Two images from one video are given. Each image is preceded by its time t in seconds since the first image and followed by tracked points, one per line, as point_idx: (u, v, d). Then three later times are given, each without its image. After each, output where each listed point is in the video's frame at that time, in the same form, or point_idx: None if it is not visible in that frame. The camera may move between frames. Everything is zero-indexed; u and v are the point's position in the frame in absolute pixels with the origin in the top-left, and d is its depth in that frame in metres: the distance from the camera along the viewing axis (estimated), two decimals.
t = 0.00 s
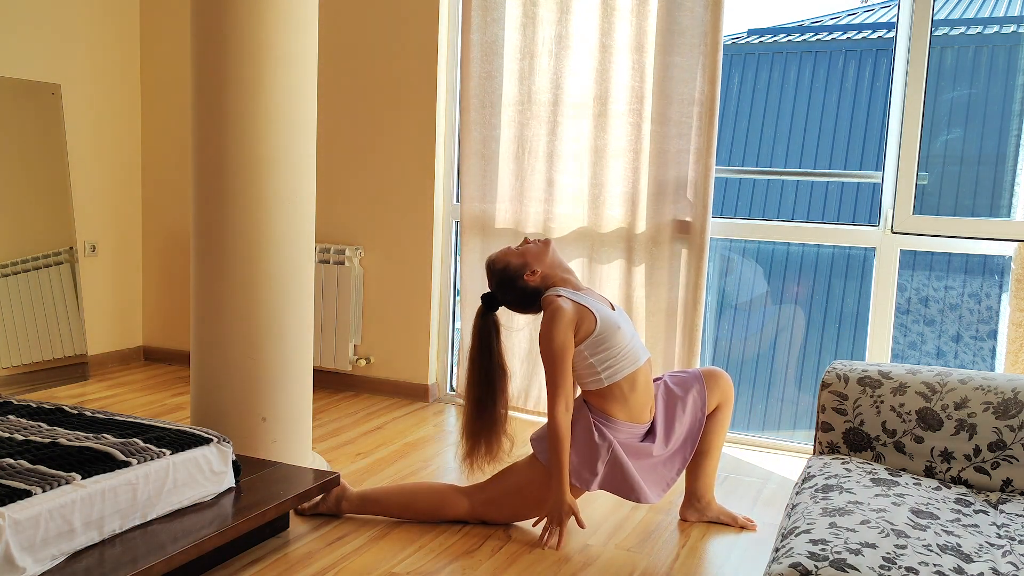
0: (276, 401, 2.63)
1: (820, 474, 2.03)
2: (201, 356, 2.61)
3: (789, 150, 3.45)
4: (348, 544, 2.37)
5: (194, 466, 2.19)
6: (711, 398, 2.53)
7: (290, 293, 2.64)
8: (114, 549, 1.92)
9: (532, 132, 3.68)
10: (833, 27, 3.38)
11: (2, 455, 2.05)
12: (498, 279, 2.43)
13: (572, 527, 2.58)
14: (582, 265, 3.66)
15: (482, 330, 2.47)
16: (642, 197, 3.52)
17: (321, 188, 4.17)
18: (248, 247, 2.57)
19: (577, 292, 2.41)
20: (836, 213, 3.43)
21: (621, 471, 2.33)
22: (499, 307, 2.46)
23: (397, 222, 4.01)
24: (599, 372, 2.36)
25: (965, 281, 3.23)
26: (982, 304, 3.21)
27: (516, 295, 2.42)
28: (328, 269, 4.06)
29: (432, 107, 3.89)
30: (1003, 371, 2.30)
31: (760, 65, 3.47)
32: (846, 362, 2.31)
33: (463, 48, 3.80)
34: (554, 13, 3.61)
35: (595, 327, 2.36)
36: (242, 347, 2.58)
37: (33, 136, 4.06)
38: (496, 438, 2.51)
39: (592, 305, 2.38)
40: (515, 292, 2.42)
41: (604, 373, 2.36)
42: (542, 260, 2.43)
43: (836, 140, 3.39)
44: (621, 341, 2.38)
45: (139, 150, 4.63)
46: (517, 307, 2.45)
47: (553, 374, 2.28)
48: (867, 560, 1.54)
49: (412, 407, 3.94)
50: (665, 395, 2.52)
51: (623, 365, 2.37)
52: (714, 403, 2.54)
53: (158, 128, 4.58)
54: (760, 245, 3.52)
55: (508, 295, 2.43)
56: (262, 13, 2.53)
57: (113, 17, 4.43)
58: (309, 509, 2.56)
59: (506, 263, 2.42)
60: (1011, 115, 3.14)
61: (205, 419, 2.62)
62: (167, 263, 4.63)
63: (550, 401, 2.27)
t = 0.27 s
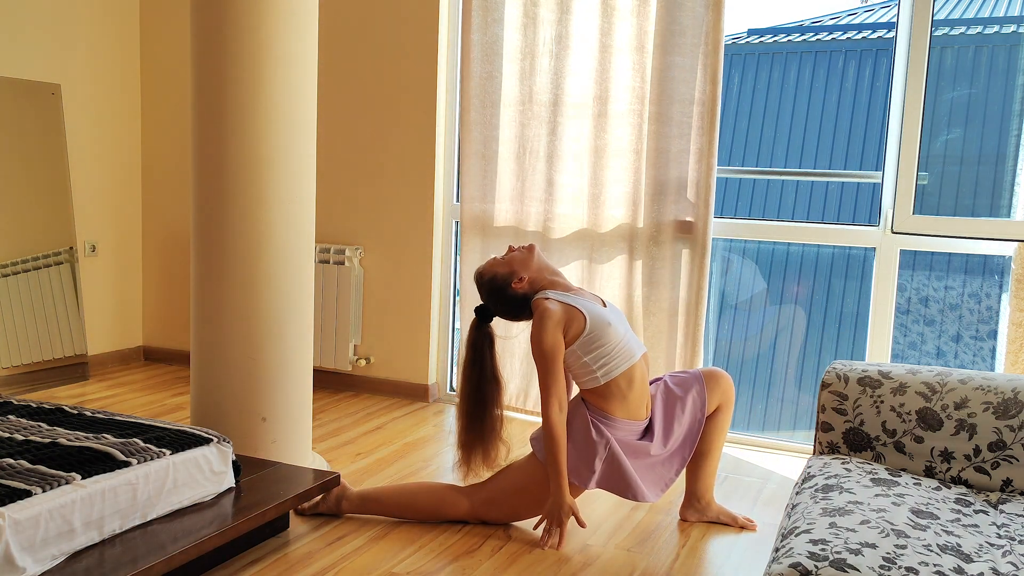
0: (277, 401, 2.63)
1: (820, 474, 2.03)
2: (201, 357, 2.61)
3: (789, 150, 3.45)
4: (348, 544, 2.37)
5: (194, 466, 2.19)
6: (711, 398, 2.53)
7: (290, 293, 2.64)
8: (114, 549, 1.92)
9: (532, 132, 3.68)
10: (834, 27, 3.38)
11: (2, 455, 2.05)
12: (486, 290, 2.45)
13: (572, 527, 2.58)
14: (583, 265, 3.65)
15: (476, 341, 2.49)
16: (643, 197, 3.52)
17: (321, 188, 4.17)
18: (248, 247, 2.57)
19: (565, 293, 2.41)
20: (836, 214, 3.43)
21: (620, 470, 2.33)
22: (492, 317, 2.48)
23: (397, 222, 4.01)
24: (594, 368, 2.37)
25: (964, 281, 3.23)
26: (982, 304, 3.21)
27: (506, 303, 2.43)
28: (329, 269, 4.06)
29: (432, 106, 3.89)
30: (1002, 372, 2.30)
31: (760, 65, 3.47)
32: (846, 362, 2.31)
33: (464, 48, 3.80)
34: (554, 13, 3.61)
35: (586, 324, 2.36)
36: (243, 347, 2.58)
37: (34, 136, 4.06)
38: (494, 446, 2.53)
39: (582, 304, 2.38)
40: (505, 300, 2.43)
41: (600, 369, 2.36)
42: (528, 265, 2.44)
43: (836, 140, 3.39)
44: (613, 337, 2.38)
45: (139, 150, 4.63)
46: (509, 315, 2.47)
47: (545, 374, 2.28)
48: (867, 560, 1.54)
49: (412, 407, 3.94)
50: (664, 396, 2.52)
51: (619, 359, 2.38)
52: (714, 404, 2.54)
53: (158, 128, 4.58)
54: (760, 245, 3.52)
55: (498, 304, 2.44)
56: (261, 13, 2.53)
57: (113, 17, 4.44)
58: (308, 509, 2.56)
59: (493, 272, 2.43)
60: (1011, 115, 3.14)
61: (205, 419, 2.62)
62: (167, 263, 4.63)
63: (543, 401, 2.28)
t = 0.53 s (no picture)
0: (277, 401, 2.63)
1: (820, 474, 2.03)
2: (201, 357, 2.61)
3: (789, 149, 3.45)
4: (348, 544, 2.37)
5: (194, 466, 2.19)
6: (710, 397, 2.53)
7: (290, 293, 2.64)
8: (115, 549, 1.92)
9: (533, 132, 3.68)
10: (834, 27, 3.38)
11: (2, 455, 2.05)
12: (494, 281, 2.45)
13: (573, 527, 2.58)
14: (583, 265, 3.65)
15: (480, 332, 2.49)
16: (643, 197, 3.52)
17: (321, 188, 4.17)
18: (248, 247, 2.57)
19: (574, 290, 2.41)
20: (836, 213, 3.43)
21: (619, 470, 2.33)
22: (498, 308, 2.48)
23: (397, 222, 4.01)
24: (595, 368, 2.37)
25: (965, 281, 3.23)
26: (982, 304, 3.21)
27: (512, 297, 2.43)
28: (329, 269, 4.06)
29: (432, 106, 3.89)
30: (1002, 372, 2.30)
31: (760, 65, 3.47)
32: (845, 362, 2.31)
33: (464, 48, 3.79)
34: (554, 13, 3.61)
35: (591, 325, 2.36)
36: (243, 347, 2.58)
37: (34, 136, 4.06)
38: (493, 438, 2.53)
39: (590, 304, 2.38)
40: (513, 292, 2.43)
41: (602, 369, 2.36)
42: (538, 259, 2.43)
43: (836, 140, 3.39)
44: (617, 339, 2.38)
45: (139, 150, 4.63)
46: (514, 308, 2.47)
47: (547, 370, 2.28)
48: (867, 560, 1.54)
49: (412, 407, 3.94)
50: (663, 396, 2.52)
51: (621, 361, 2.38)
52: (714, 403, 2.54)
53: (158, 127, 4.58)
54: (760, 245, 3.52)
55: (504, 297, 2.44)
56: (261, 13, 2.53)
57: (113, 17, 4.44)
58: (308, 509, 2.56)
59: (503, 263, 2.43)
60: (1011, 115, 3.14)
61: (205, 419, 2.62)
62: (167, 263, 4.63)
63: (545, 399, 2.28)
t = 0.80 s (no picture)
0: (277, 401, 2.63)
1: (820, 474, 2.03)
2: (201, 357, 2.61)
3: (789, 149, 3.45)
4: (348, 544, 2.37)
5: (194, 466, 2.19)
6: (711, 397, 2.53)
7: (290, 293, 2.64)
8: (115, 549, 1.92)
9: (533, 132, 3.68)
10: (834, 27, 3.38)
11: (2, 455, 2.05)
12: (526, 258, 2.44)
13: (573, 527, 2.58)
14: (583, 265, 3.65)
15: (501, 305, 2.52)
16: (642, 196, 3.52)
17: (321, 188, 4.17)
18: (247, 247, 2.57)
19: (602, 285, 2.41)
20: (836, 213, 3.43)
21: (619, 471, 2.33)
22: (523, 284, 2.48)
23: (397, 222, 4.01)
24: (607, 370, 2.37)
25: (965, 281, 3.23)
26: (982, 304, 3.21)
27: (540, 277, 2.43)
28: (329, 269, 4.06)
29: (432, 106, 3.89)
30: (1003, 372, 2.30)
31: (760, 65, 3.47)
32: (846, 362, 2.31)
33: (464, 48, 3.79)
34: (554, 13, 3.61)
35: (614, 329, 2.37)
36: (243, 347, 2.58)
37: (34, 136, 4.06)
38: (499, 416, 2.55)
39: (618, 304, 2.39)
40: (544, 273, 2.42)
41: (613, 373, 2.37)
42: (576, 248, 2.43)
43: (836, 140, 3.39)
44: (635, 346, 2.40)
45: (139, 150, 4.63)
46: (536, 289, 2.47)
47: (571, 358, 2.27)
48: (867, 560, 1.54)
49: (412, 407, 3.94)
50: (664, 395, 2.52)
51: (633, 369, 2.39)
52: (714, 403, 2.54)
53: (158, 127, 4.58)
54: (760, 245, 3.52)
55: (532, 276, 2.44)
56: (261, 13, 2.53)
57: (112, 17, 4.43)
58: (308, 509, 2.56)
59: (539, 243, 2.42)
60: (1011, 115, 3.14)
61: (205, 420, 2.62)
62: (167, 263, 4.63)
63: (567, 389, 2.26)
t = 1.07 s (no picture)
0: (276, 401, 2.63)
1: (820, 474, 2.03)
2: (201, 357, 2.61)
3: (789, 149, 3.45)
4: (348, 544, 2.37)
5: (194, 466, 2.19)
6: (711, 398, 2.54)
7: (290, 293, 2.65)
8: (114, 549, 1.92)
9: (533, 132, 3.68)
10: (834, 27, 3.38)
11: (2, 455, 2.05)
12: (570, 241, 2.40)
13: (573, 527, 2.58)
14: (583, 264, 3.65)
15: (536, 282, 2.47)
16: (643, 196, 3.52)
17: (321, 188, 4.17)
18: (248, 247, 2.57)
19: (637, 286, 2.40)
20: (836, 213, 3.43)
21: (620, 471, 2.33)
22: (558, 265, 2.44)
23: (397, 222, 4.01)
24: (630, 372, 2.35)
25: (964, 281, 3.23)
26: (982, 304, 3.21)
27: (579, 263, 2.39)
28: (329, 269, 4.06)
29: (432, 106, 3.89)
30: (1003, 372, 2.30)
31: (760, 65, 3.47)
32: (846, 362, 2.31)
33: (464, 48, 3.79)
34: (554, 13, 3.61)
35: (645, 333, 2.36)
36: (243, 346, 2.58)
37: (34, 136, 4.06)
38: (532, 396, 2.49)
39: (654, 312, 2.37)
40: (583, 261, 2.39)
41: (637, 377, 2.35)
42: (621, 243, 2.42)
43: (836, 140, 3.39)
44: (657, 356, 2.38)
45: (139, 150, 4.63)
46: (568, 274, 2.43)
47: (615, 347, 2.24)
48: (867, 560, 1.54)
49: (412, 407, 3.94)
50: (667, 396, 2.48)
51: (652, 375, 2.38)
52: (714, 404, 2.54)
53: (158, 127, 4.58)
54: (760, 245, 3.52)
55: (571, 260, 2.40)
56: (261, 13, 2.52)
57: (113, 16, 4.43)
58: (308, 509, 2.56)
59: (582, 232, 2.39)
60: (1011, 115, 3.14)
61: (205, 420, 2.62)
62: (167, 263, 4.63)
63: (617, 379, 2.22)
